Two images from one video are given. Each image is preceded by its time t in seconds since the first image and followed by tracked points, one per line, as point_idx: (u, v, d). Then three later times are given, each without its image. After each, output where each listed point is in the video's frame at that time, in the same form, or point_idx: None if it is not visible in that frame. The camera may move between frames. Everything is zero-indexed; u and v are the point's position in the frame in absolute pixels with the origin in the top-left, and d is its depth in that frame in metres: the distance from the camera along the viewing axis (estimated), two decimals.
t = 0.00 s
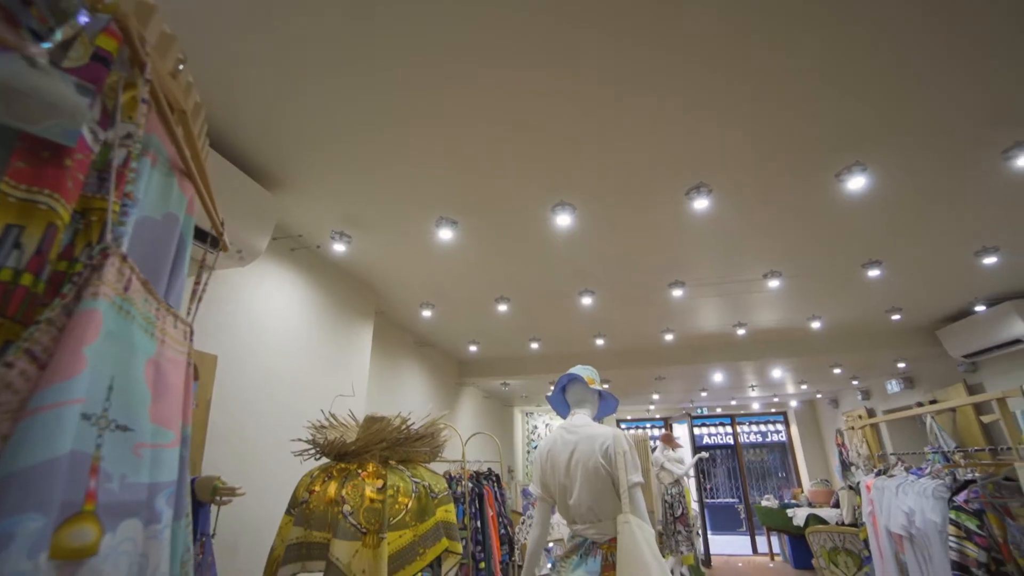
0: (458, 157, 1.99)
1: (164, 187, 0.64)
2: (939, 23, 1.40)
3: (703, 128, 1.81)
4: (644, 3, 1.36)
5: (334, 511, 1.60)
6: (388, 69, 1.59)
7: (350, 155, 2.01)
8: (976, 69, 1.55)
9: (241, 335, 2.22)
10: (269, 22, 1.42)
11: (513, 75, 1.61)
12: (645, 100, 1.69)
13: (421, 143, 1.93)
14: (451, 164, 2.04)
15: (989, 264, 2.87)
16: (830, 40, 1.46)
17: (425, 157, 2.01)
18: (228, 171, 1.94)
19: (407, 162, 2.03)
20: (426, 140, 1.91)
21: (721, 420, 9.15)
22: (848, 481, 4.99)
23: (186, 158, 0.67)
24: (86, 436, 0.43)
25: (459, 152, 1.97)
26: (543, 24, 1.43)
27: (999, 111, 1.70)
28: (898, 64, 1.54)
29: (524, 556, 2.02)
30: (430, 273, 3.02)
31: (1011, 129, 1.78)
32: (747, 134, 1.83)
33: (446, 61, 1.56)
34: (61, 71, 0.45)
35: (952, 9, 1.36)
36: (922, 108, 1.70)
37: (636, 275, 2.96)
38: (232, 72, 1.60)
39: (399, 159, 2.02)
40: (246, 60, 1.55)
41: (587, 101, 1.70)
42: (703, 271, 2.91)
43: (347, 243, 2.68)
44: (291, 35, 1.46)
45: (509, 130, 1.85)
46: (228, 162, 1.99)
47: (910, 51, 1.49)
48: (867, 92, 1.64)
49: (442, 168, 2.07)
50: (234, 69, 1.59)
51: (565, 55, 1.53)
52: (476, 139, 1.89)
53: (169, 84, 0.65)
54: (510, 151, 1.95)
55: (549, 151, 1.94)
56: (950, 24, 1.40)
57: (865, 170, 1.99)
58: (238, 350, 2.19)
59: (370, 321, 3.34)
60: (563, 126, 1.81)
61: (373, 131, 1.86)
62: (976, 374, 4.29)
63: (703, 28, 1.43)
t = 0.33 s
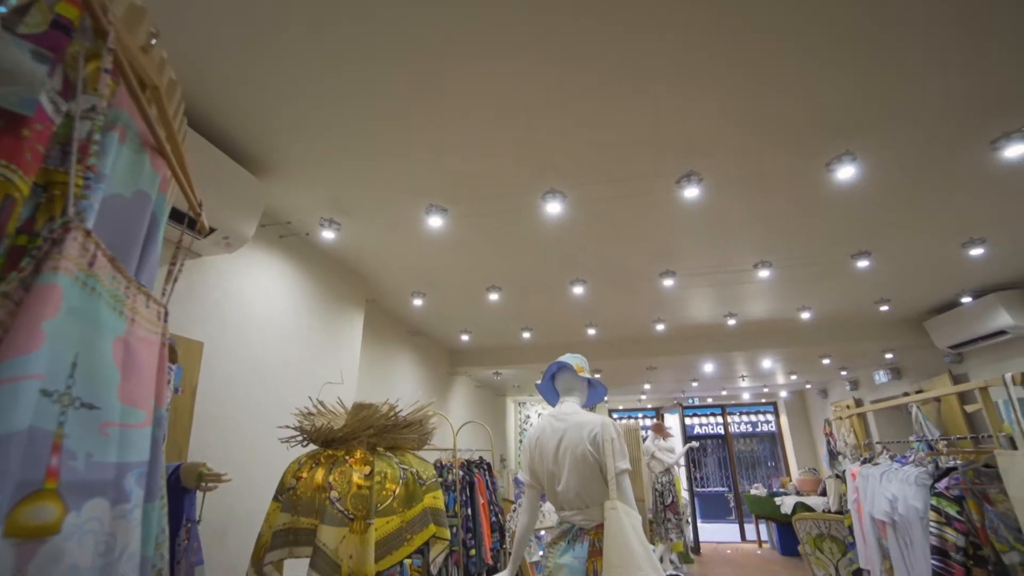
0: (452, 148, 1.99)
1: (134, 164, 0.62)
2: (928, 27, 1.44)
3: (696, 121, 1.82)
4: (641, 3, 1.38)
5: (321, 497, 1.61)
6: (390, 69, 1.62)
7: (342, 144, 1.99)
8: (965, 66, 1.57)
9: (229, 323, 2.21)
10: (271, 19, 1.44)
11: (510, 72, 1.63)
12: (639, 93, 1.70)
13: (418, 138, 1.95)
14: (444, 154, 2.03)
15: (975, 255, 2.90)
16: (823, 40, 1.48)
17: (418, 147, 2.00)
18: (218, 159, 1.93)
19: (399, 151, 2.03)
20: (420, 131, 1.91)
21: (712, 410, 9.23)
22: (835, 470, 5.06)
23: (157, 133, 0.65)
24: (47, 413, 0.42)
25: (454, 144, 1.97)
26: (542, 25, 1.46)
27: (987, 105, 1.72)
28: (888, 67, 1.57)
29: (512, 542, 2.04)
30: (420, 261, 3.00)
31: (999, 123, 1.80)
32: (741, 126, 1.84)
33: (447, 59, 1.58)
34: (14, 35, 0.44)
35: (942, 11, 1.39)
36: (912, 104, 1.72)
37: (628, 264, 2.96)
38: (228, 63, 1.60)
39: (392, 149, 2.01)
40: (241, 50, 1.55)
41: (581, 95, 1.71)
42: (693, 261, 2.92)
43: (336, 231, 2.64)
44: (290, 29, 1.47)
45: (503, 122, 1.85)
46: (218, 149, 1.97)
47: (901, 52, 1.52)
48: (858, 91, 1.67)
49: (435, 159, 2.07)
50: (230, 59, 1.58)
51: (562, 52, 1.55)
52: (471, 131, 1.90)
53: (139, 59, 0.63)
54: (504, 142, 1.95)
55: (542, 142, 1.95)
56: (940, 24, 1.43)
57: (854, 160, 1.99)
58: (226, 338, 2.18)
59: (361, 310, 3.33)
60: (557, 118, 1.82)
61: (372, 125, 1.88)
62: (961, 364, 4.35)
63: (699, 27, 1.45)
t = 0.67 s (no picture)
0: (444, 138, 1.99)
1: (101, 141, 0.60)
2: (919, 24, 1.45)
3: (688, 114, 1.83)
4: None
5: (307, 484, 1.62)
6: (388, 65, 1.63)
7: (332, 132, 1.98)
8: (952, 62, 1.58)
9: (215, 311, 2.18)
10: (265, 12, 1.43)
11: (506, 65, 1.63)
12: (632, 88, 1.71)
13: (412, 130, 1.95)
14: (436, 144, 2.03)
15: (962, 247, 2.92)
16: (814, 37, 1.50)
17: (409, 137, 1.99)
18: (205, 146, 1.91)
19: (390, 141, 2.01)
20: (412, 122, 1.90)
21: (703, 400, 9.31)
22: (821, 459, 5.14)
23: (125, 110, 0.63)
24: (4, 391, 0.42)
25: (446, 134, 1.96)
26: (540, 25, 1.47)
27: (973, 99, 1.73)
28: (878, 67, 1.60)
29: (500, 527, 2.06)
30: (411, 249, 2.99)
31: (984, 115, 1.81)
32: (734, 120, 1.85)
33: (446, 55, 1.59)
34: None
35: (930, 11, 1.41)
36: (900, 98, 1.73)
37: (619, 254, 2.96)
38: (219, 51, 1.59)
39: (383, 138, 2.00)
40: (231, 38, 1.53)
41: (574, 88, 1.71)
42: (684, 250, 2.92)
43: (324, 218, 2.60)
44: (283, 21, 1.46)
45: (495, 113, 1.85)
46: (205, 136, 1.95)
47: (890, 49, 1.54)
48: (848, 87, 1.69)
49: (426, 149, 2.06)
50: (220, 48, 1.57)
51: (556, 47, 1.55)
52: (463, 122, 1.89)
53: (105, 32, 0.61)
54: (495, 133, 1.95)
55: (534, 133, 1.94)
56: (928, 24, 1.45)
57: (843, 150, 1.98)
58: (212, 326, 2.16)
59: (351, 298, 3.31)
60: (549, 111, 1.82)
61: (369, 118, 1.89)
62: (946, 355, 4.41)
63: (693, 24, 1.46)
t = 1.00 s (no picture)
0: (435, 128, 1.99)
1: (63, 117, 0.58)
2: (910, 26, 1.48)
3: (678, 106, 1.83)
4: None
5: (292, 471, 1.62)
6: (388, 65, 1.67)
7: (322, 120, 1.97)
8: (941, 60, 1.61)
9: (200, 299, 2.16)
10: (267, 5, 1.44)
11: (506, 60, 1.64)
12: (630, 85, 1.73)
13: (404, 121, 1.95)
14: (427, 134, 2.02)
15: (949, 239, 2.95)
16: (804, 35, 1.52)
17: (400, 126, 1.98)
18: (193, 133, 1.89)
19: (381, 130, 2.00)
20: (403, 112, 1.90)
21: (693, 391, 9.39)
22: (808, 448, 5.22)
23: (88, 85, 0.61)
24: None
25: (438, 125, 1.96)
26: (539, 23, 1.50)
27: (960, 92, 1.75)
28: (866, 63, 1.62)
29: (488, 514, 2.07)
30: (401, 238, 2.97)
31: (970, 107, 1.82)
32: (725, 115, 1.87)
33: (446, 55, 1.63)
34: None
35: (913, 12, 1.44)
36: (887, 92, 1.74)
37: (610, 243, 2.96)
38: (210, 39, 1.58)
39: (374, 128, 2.00)
40: (229, 32, 1.55)
41: (568, 81, 1.72)
42: (674, 240, 2.93)
43: (311, 206, 2.57)
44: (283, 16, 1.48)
45: (494, 109, 1.87)
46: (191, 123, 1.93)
47: (877, 46, 1.56)
48: (836, 82, 1.70)
49: (418, 138, 2.05)
50: (219, 37, 1.57)
51: (552, 43, 1.57)
52: (454, 112, 1.89)
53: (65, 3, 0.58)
54: (486, 123, 1.94)
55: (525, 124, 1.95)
56: (914, 24, 1.47)
57: (831, 140, 1.97)
58: (197, 313, 2.14)
59: (340, 287, 3.28)
60: (541, 102, 1.83)
61: (363, 109, 1.89)
62: (931, 346, 4.45)
63: (686, 21, 1.48)
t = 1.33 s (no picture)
0: (426, 117, 1.98)
1: (21, 89, 0.56)
2: (899, 26, 1.52)
3: (669, 99, 1.85)
4: None
5: (277, 458, 1.62)
6: (388, 60, 1.69)
7: (311, 106, 1.95)
8: (929, 57, 1.64)
9: (185, 286, 2.13)
10: None
11: (505, 55, 1.66)
12: (625, 78, 1.75)
13: (396, 110, 1.94)
14: (418, 123, 2.01)
15: (936, 230, 2.97)
16: (795, 32, 1.54)
17: (391, 114, 1.96)
18: (180, 118, 1.87)
19: (371, 118, 1.99)
20: (394, 100, 1.89)
21: (683, 381, 9.46)
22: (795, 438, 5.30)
23: (49, 59, 0.59)
24: None
25: (429, 114, 1.96)
26: (540, 23, 1.53)
27: (946, 84, 1.75)
28: (855, 60, 1.65)
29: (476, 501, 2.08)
30: (391, 225, 2.94)
31: (957, 99, 1.82)
32: (718, 109, 1.89)
33: (446, 55, 1.67)
34: None
35: (903, 11, 1.46)
36: (875, 84, 1.75)
37: (601, 233, 2.96)
38: (205, 27, 1.58)
39: (364, 116, 1.98)
40: (228, 23, 1.55)
41: (563, 74, 1.73)
42: (665, 230, 2.93)
43: (298, 191, 2.53)
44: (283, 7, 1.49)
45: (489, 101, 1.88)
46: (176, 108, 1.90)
47: (867, 44, 1.59)
48: (825, 76, 1.72)
49: (408, 127, 2.04)
50: (216, 27, 1.57)
51: (552, 42, 1.60)
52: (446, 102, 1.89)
53: None
54: (477, 112, 1.94)
55: (516, 113, 1.94)
56: (903, 23, 1.50)
57: (820, 129, 1.97)
58: (182, 299, 2.11)
59: (330, 276, 3.26)
60: (532, 92, 1.82)
61: (354, 97, 1.88)
62: (917, 338, 4.51)
63: (680, 19, 1.51)
